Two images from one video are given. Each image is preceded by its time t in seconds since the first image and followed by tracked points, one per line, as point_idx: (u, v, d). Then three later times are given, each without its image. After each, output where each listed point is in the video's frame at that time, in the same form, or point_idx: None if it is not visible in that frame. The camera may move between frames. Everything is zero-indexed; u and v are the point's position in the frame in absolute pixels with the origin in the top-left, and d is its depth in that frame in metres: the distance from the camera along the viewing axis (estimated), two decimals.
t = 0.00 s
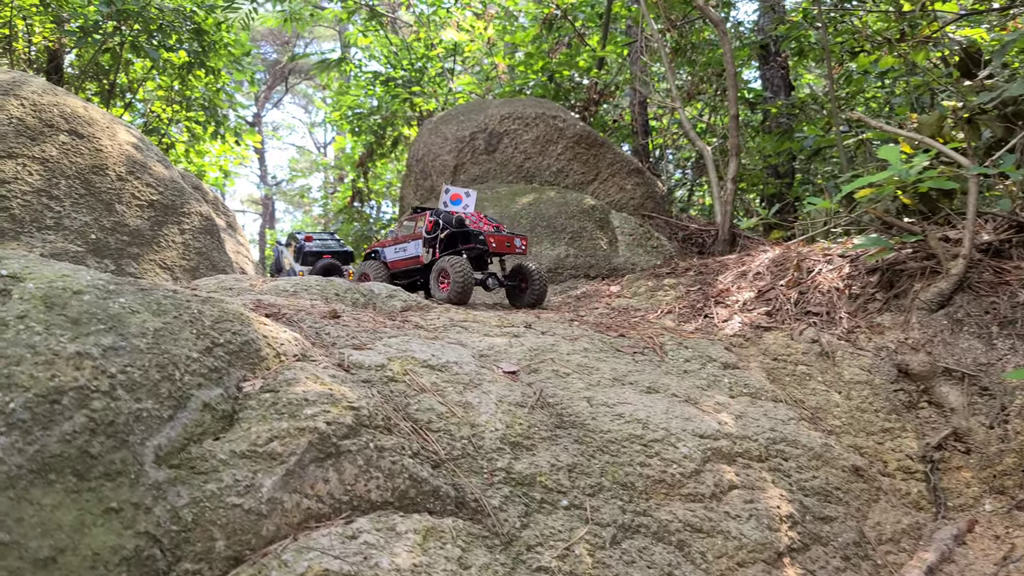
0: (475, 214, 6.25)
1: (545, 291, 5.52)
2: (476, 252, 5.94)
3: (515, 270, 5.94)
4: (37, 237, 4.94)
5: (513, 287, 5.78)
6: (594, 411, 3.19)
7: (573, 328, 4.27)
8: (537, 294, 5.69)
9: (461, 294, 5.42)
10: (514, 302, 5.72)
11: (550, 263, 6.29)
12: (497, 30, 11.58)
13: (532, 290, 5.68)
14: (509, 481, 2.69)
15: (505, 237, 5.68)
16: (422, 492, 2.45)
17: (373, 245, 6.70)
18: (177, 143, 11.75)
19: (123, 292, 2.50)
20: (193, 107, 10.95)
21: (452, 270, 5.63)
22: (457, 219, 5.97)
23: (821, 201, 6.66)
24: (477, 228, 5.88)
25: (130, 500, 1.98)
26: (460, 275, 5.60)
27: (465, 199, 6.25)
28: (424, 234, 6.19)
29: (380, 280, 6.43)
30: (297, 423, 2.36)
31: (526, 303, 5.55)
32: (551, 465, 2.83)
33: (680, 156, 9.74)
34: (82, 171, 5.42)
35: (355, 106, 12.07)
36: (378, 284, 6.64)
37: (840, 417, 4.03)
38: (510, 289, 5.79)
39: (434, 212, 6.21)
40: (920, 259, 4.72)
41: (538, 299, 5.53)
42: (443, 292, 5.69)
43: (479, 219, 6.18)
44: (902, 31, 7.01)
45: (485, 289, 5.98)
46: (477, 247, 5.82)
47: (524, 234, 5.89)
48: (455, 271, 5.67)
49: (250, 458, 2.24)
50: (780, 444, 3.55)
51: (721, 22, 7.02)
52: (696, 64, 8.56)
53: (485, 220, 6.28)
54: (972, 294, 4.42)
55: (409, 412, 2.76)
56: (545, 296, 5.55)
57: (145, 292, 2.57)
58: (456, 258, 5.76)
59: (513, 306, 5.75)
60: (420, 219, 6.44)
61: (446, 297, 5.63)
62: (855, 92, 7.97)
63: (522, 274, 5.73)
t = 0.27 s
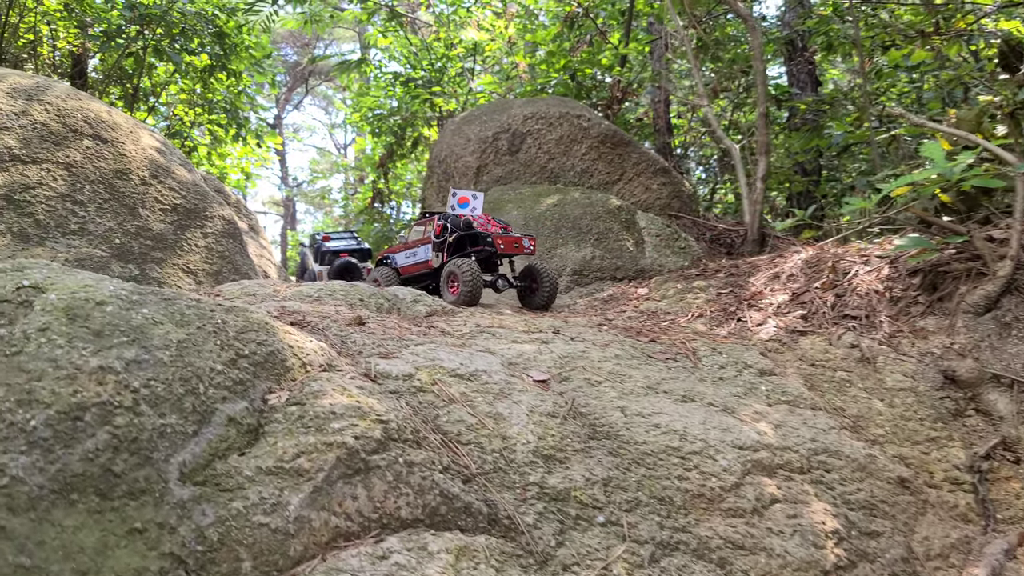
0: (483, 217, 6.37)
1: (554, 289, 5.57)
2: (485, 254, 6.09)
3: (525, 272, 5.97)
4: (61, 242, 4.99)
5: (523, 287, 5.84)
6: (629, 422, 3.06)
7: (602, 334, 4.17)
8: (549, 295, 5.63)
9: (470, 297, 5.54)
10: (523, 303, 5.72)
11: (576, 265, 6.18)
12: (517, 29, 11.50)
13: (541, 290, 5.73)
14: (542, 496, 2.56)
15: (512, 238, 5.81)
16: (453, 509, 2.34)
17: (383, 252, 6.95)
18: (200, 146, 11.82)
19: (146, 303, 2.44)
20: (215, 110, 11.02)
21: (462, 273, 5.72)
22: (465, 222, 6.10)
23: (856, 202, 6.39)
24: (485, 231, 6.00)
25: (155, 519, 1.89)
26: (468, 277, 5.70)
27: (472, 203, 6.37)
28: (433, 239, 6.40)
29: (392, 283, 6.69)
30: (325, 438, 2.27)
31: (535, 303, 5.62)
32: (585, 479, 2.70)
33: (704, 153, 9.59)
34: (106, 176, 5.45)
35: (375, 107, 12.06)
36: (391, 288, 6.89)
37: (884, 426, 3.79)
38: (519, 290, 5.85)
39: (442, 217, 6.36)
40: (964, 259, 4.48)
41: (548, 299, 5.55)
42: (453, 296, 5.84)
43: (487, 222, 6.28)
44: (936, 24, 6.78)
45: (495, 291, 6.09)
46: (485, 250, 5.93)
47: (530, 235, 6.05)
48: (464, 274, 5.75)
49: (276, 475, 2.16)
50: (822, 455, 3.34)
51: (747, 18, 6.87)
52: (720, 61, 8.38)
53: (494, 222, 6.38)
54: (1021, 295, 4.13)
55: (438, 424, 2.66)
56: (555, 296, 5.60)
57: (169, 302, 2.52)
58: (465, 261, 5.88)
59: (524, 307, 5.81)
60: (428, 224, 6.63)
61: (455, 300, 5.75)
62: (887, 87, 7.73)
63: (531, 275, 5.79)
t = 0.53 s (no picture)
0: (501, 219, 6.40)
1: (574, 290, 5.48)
2: (502, 256, 6.10)
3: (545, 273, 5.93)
4: (89, 245, 4.90)
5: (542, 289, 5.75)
6: (685, 437, 2.82)
7: (647, 339, 3.95)
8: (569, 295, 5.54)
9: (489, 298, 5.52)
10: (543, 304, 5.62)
11: (611, 265, 5.98)
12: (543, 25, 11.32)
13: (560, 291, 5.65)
14: (597, 520, 2.33)
15: (530, 239, 5.82)
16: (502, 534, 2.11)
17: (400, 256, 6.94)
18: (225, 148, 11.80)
19: (173, 312, 2.29)
20: (240, 111, 11.01)
21: (481, 274, 5.72)
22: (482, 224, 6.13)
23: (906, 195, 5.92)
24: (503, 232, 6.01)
25: (184, 550, 1.71)
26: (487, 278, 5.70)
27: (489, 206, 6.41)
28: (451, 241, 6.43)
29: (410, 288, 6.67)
30: (365, 458, 2.09)
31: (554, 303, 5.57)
32: (642, 500, 2.47)
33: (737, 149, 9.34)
34: (132, 177, 5.37)
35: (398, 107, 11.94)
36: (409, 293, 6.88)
37: (953, 438, 3.35)
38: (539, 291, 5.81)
39: (460, 219, 6.41)
40: None
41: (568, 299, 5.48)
42: (472, 297, 5.82)
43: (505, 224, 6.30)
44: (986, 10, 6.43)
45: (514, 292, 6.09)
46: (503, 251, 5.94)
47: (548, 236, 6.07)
48: (482, 275, 5.76)
49: (313, 499, 1.97)
50: (891, 471, 2.97)
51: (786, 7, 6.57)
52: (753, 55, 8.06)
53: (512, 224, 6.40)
54: None
55: (483, 440, 2.46)
56: (574, 296, 5.52)
57: (196, 311, 2.36)
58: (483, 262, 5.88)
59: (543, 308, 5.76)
60: (445, 228, 6.66)
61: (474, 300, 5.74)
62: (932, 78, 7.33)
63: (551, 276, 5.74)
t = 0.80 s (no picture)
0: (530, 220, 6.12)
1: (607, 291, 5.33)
2: (532, 257, 5.77)
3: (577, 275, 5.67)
4: (118, 248, 4.74)
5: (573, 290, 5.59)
6: (778, 459, 2.47)
7: (714, 345, 3.64)
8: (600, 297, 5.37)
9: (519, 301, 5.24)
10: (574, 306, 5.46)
11: (660, 265, 5.68)
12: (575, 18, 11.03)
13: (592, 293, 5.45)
14: (691, 559, 1.97)
15: (561, 240, 5.51)
16: None
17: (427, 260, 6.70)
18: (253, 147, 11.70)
19: (211, 323, 2.05)
20: (267, 111, 10.90)
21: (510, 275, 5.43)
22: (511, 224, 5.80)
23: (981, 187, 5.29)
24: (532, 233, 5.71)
25: None
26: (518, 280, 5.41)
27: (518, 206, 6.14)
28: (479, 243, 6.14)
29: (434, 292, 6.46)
30: (430, 491, 1.79)
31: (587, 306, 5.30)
32: (740, 535, 2.10)
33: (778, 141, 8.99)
34: (162, 177, 5.18)
35: (425, 105, 11.73)
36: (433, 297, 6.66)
37: None
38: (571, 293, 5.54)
39: (488, 220, 6.09)
40: None
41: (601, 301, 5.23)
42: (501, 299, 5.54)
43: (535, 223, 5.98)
44: None
45: (545, 295, 5.78)
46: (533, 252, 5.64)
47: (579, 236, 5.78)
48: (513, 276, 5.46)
49: (373, 539, 1.66)
50: (1011, 496, 2.49)
51: None
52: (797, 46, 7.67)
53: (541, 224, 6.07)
54: None
55: (556, 467, 2.16)
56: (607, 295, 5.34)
57: (236, 321, 2.11)
58: (513, 263, 5.54)
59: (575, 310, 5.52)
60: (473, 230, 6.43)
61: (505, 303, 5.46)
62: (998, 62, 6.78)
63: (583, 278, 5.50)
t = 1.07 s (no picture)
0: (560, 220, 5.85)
1: (641, 292, 5.07)
2: (563, 259, 5.50)
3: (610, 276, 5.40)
4: (146, 249, 4.53)
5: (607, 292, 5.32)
6: (910, 494, 2.06)
7: (798, 354, 3.27)
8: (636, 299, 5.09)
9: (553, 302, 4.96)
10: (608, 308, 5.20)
11: (717, 263, 5.35)
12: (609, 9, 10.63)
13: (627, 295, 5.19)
14: None
15: (594, 241, 5.20)
16: None
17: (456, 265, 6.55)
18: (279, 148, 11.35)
19: (250, 342, 1.74)
20: (295, 110, 10.75)
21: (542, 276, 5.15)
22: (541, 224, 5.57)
23: None
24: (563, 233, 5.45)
25: None
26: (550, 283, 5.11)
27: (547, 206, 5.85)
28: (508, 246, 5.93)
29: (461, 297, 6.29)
30: (517, 548, 1.43)
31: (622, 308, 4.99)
32: None
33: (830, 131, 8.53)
34: (191, 176, 4.93)
35: (452, 101, 11.44)
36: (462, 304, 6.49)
37: None
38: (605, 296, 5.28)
39: (517, 221, 5.90)
40: None
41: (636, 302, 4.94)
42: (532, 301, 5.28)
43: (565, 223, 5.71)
44: None
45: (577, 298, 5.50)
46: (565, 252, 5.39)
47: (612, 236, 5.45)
48: (546, 279, 5.17)
49: None
50: None
51: None
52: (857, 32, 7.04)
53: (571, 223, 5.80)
54: None
55: (654, 508, 1.79)
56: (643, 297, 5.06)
57: (277, 339, 1.80)
58: (544, 264, 5.25)
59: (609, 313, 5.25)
60: (501, 232, 6.21)
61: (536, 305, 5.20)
62: None
63: (617, 280, 5.23)
